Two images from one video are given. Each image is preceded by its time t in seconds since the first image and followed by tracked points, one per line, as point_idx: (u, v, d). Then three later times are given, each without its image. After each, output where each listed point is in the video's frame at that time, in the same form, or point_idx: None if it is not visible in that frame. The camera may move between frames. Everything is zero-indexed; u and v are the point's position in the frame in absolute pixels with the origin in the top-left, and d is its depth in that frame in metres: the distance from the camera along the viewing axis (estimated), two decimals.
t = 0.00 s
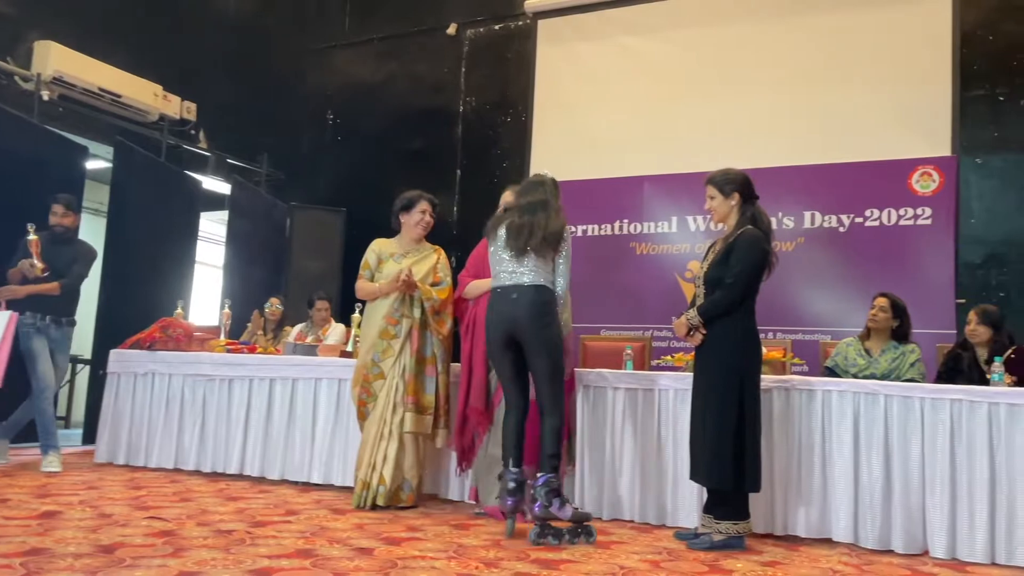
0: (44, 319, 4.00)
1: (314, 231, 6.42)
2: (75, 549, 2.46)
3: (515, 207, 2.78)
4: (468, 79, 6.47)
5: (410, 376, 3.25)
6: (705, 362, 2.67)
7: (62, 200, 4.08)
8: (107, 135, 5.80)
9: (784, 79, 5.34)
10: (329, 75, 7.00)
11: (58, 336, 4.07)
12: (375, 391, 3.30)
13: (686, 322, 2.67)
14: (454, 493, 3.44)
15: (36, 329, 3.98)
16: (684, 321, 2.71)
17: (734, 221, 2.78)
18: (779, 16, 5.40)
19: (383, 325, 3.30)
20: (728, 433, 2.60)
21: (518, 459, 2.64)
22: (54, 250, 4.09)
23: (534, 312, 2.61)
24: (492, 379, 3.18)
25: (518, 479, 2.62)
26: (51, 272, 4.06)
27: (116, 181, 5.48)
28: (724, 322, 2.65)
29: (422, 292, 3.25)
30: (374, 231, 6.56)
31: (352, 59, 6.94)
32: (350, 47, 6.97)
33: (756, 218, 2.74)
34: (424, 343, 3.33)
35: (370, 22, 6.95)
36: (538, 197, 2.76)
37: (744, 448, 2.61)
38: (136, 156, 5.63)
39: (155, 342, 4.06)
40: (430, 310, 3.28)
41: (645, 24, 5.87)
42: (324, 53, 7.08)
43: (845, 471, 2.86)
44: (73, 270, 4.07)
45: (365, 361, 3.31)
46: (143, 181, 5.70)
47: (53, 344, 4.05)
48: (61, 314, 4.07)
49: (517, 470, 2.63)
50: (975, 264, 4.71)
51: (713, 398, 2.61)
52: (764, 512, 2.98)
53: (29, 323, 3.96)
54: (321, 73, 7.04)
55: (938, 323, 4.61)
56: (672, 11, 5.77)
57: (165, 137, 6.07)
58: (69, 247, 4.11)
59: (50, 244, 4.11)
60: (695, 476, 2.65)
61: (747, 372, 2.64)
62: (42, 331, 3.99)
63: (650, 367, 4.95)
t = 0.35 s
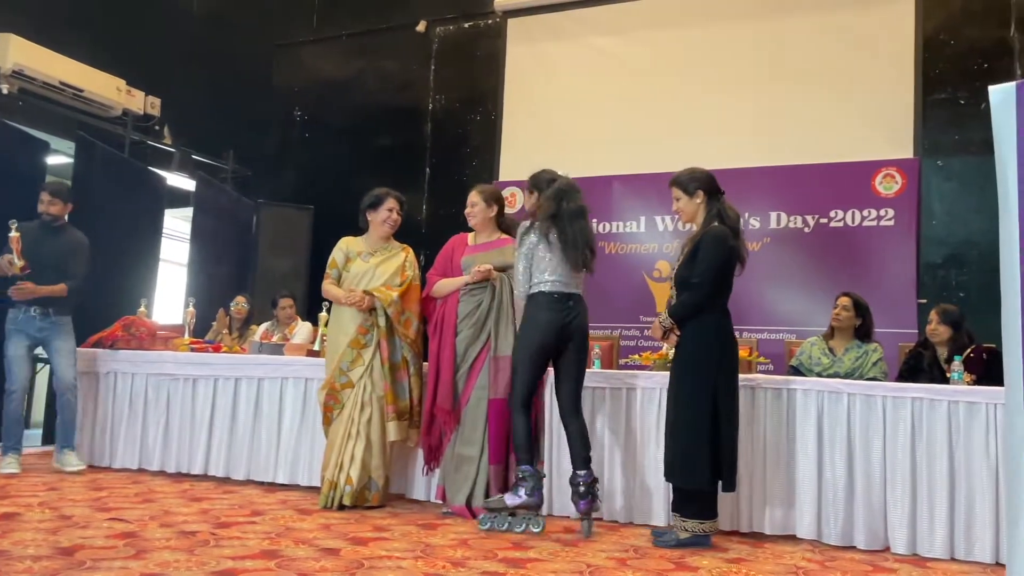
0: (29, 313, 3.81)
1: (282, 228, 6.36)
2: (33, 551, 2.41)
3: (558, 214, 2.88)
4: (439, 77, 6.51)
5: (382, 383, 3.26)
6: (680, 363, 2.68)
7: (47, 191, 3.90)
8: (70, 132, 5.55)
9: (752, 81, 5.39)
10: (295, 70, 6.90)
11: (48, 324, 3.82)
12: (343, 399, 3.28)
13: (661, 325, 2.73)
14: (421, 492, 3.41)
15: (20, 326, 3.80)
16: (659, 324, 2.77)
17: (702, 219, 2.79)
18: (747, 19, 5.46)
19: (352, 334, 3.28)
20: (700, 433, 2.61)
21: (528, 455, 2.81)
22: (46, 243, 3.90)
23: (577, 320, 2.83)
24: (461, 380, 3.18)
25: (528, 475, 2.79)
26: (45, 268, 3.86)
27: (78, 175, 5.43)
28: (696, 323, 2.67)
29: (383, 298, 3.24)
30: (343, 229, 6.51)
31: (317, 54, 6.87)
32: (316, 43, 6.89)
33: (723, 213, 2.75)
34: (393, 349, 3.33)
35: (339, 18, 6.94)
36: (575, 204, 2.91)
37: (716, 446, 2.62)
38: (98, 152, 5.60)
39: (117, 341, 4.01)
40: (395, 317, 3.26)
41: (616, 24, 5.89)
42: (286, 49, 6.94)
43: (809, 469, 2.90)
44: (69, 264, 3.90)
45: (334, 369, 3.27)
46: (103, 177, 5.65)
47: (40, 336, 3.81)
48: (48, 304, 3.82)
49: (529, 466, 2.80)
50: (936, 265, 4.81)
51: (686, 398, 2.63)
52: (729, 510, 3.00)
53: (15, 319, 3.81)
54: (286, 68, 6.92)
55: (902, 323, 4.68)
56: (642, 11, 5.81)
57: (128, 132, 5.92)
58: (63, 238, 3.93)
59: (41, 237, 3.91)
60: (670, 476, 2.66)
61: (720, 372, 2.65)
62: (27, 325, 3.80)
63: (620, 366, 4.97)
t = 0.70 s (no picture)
0: (43, 313, 3.68)
1: (261, 228, 6.32)
2: (7, 555, 2.37)
3: (576, 227, 3.04)
4: (420, 77, 6.44)
5: (360, 386, 3.23)
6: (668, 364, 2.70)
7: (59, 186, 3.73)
8: (43, 130, 5.48)
9: (733, 83, 5.42)
10: (274, 70, 6.99)
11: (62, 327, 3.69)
12: (320, 399, 3.26)
13: (652, 326, 2.69)
14: (401, 494, 3.41)
15: (32, 328, 3.67)
16: (649, 326, 2.73)
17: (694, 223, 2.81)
18: (728, 21, 5.49)
19: (331, 334, 3.26)
20: (685, 434, 2.62)
21: (543, 462, 2.88)
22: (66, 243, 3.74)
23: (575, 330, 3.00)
24: (440, 383, 3.17)
25: (545, 482, 2.88)
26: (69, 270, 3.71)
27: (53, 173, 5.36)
28: (688, 323, 2.68)
29: (361, 299, 3.23)
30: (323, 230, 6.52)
31: (301, 52, 6.90)
32: (299, 40, 6.92)
33: (714, 215, 2.76)
34: (372, 351, 3.31)
35: (319, 17, 6.93)
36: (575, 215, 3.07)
37: (700, 445, 2.63)
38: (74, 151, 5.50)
39: (94, 342, 3.91)
40: (374, 318, 3.26)
41: (598, 26, 5.89)
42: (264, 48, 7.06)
43: (788, 469, 2.93)
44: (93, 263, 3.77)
45: (311, 370, 3.26)
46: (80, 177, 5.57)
47: (54, 338, 3.68)
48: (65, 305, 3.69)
49: (546, 471, 2.89)
50: (912, 266, 4.86)
51: (674, 399, 2.65)
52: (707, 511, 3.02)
53: (27, 321, 3.68)
54: (266, 67, 7.03)
55: (879, 324, 4.73)
56: (623, 12, 5.82)
57: (104, 130, 5.80)
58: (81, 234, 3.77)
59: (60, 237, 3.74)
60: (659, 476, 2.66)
61: (709, 373, 2.65)
62: (39, 327, 3.67)
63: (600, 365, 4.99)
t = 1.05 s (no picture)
0: (42, 313, 3.63)
1: (250, 229, 6.29)
2: None
3: (579, 233, 3.11)
4: (408, 78, 6.43)
5: (350, 389, 3.22)
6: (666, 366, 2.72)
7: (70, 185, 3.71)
8: (28, 130, 5.40)
9: (722, 85, 5.45)
10: (264, 71, 6.97)
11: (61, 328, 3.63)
12: (310, 401, 3.25)
13: (654, 328, 2.71)
14: (390, 496, 3.40)
15: (32, 327, 3.63)
16: (650, 327, 2.75)
17: (694, 228, 2.81)
18: (717, 24, 5.51)
19: (321, 336, 3.25)
20: (680, 436, 2.63)
21: (560, 463, 2.92)
22: (73, 243, 3.71)
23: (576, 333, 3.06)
24: (428, 384, 3.16)
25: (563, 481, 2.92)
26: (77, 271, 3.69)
27: (40, 175, 5.30)
28: (690, 324, 2.69)
29: (353, 300, 3.23)
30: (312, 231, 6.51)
31: (290, 52, 6.90)
32: (289, 41, 6.91)
33: (713, 217, 2.79)
34: (361, 353, 3.30)
35: (308, 18, 6.91)
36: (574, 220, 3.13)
37: (699, 446, 2.64)
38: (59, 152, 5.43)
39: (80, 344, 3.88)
40: (365, 319, 3.27)
41: (588, 27, 5.91)
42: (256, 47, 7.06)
43: (776, 470, 2.94)
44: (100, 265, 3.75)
45: (301, 372, 3.24)
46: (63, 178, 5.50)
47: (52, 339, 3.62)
48: (64, 305, 3.64)
49: (561, 472, 2.92)
50: (899, 268, 4.89)
51: (673, 399, 2.67)
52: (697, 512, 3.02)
53: (28, 321, 3.65)
54: (255, 69, 7.03)
55: (867, 325, 4.76)
56: (612, 14, 5.83)
57: (91, 131, 5.73)
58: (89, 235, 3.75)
59: (68, 238, 3.71)
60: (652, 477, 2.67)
61: (705, 374, 2.66)
62: (39, 327, 3.63)
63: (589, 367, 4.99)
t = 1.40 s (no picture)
0: (56, 320, 3.58)
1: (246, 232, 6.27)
2: None
3: (575, 238, 3.13)
4: (404, 80, 6.43)
5: (347, 392, 3.22)
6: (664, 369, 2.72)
7: (72, 188, 3.64)
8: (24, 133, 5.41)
9: (719, 86, 5.45)
10: (260, 73, 6.95)
11: (75, 333, 3.61)
12: (306, 404, 3.24)
13: (649, 329, 2.74)
14: (388, 498, 3.39)
15: (44, 334, 3.57)
16: (645, 328, 2.77)
17: (692, 229, 2.81)
18: (714, 25, 5.51)
19: (317, 339, 3.25)
20: (677, 439, 2.64)
21: (564, 463, 2.94)
22: (76, 248, 3.66)
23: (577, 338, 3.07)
24: (425, 388, 3.16)
25: (567, 482, 2.94)
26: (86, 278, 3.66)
27: (36, 181, 5.25)
28: (687, 326, 2.69)
29: (348, 304, 3.22)
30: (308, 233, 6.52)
31: (286, 54, 6.89)
32: (284, 43, 6.91)
33: (711, 220, 2.80)
34: (358, 356, 3.29)
35: (303, 20, 6.90)
36: (568, 224, 3.15)
37: (692, 448, 2.64)
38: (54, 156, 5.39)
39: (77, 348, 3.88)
40: (361, 322, 3.26)
41: (584, 29, 5.90)
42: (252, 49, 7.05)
43: (774, 472, 2.94)
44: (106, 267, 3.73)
45: (297, 375, 3.24)
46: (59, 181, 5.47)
47: (66, 344, 3.59)
48: (76, 311, 3.60)
49: (567, 472, 2.95)
50: (895, 269, 4.91)
51: (668, 401, 2.67)
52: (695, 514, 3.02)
53: (39, 328, 3.58)
54: (251, 71, 7.00)
55: (863, 326, 4.76)
56: (607, 16, 5.84)
57: (87, 133, 5.72)
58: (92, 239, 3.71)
59: (69, 242, 3.66)
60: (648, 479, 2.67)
61: (701, 375, 2.67)
62: (51, 333, 3.58)
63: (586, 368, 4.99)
